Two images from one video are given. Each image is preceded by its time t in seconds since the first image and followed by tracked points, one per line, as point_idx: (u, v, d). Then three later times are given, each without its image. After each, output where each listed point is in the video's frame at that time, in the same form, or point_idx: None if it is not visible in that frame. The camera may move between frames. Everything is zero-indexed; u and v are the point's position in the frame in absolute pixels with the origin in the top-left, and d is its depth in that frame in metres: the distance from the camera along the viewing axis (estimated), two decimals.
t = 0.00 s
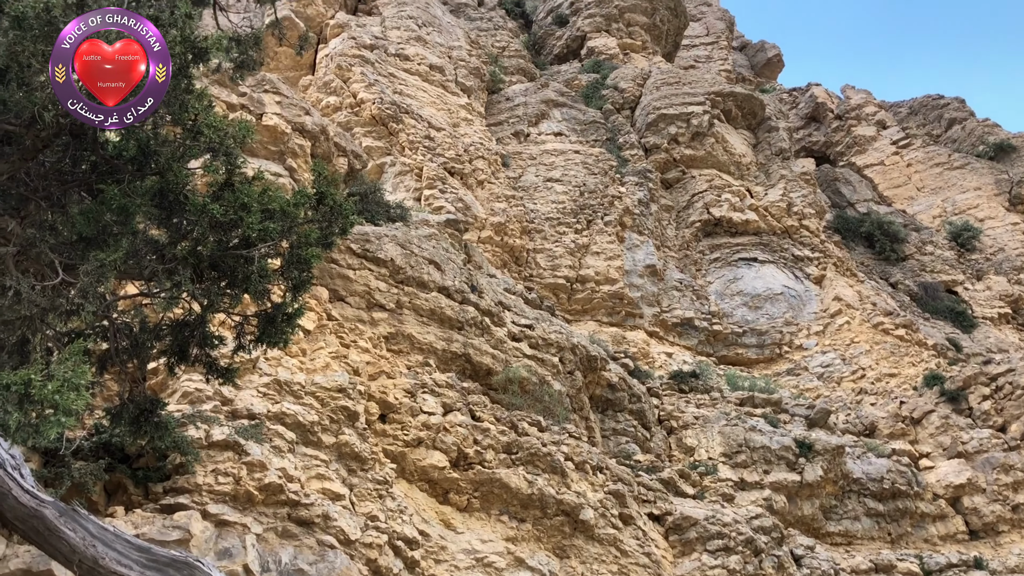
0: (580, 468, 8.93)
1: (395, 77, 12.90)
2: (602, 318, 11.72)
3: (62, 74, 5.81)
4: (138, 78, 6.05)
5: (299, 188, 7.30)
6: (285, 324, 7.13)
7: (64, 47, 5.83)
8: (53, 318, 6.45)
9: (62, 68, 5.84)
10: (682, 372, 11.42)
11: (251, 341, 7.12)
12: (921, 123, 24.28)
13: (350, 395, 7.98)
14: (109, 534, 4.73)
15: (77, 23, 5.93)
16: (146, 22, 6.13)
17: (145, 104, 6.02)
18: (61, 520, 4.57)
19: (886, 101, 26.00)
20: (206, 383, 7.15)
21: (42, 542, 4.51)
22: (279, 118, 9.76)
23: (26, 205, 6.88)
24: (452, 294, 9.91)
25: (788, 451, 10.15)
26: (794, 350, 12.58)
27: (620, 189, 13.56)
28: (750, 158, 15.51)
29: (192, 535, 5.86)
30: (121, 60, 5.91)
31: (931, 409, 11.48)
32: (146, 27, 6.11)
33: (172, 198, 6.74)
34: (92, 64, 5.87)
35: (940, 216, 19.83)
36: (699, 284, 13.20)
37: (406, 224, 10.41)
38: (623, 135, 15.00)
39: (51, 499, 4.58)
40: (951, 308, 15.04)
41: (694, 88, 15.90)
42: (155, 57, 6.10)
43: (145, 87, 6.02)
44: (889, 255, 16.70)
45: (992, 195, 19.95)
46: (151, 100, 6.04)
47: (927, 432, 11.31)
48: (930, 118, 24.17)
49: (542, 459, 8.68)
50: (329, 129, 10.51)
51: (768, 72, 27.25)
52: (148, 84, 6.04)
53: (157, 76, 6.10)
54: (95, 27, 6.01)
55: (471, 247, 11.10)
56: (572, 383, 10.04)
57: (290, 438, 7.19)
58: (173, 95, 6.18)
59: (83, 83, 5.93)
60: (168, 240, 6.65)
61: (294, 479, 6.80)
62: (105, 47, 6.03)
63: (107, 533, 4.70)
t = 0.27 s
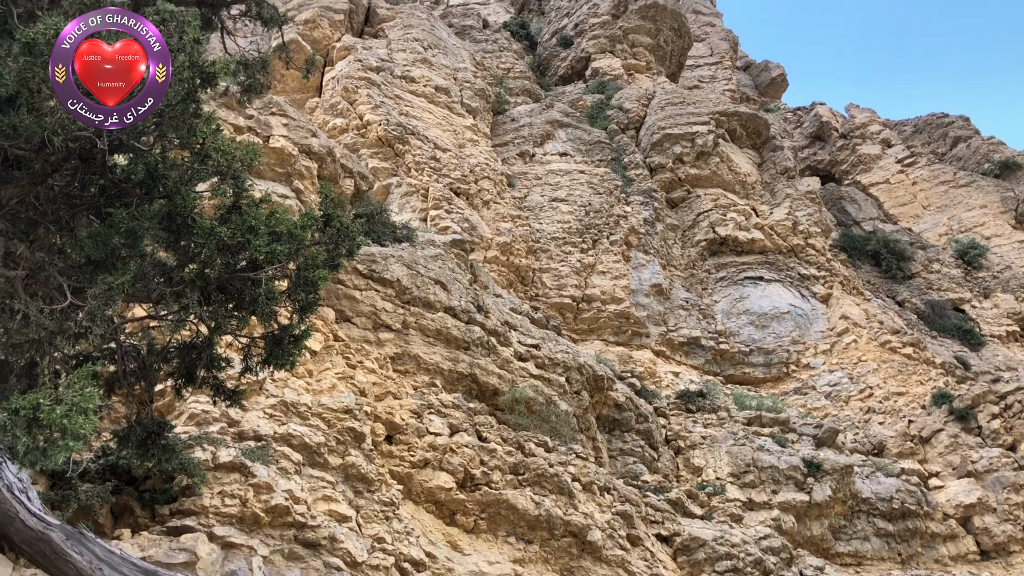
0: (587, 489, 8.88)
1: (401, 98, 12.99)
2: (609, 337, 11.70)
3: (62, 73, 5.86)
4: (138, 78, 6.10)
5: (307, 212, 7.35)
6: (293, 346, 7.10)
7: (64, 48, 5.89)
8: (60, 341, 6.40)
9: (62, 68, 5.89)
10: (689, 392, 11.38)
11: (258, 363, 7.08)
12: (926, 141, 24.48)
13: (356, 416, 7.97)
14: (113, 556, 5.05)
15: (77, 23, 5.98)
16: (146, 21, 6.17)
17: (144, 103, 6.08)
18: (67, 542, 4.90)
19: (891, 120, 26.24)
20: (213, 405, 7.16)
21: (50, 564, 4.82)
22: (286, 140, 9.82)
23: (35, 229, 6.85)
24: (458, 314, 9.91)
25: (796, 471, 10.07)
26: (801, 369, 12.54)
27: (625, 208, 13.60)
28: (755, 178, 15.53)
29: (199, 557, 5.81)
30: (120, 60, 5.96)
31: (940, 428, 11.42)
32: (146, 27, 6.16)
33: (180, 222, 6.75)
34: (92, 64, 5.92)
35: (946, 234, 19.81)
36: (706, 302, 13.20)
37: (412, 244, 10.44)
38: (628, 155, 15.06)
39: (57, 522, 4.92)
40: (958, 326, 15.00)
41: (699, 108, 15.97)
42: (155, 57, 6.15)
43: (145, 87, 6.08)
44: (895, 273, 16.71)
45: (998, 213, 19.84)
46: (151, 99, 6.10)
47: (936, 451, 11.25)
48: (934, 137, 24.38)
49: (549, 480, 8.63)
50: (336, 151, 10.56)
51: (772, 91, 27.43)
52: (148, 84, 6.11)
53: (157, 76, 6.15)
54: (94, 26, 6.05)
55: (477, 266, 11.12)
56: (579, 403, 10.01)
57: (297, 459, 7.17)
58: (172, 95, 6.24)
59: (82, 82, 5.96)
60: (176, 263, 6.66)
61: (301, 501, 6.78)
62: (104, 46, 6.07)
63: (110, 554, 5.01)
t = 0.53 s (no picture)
0: (592, 509, 8.83)
1: (404, 119, 13.07)
2: (613, 356, 11.69)
3: (62, 73, 6.01)
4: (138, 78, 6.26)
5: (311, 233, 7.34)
6: (298, 367, 7.07)
7: (64, 48, 6.05)
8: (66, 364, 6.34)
9: (63, 68, 6.05)
10: (694, 411, 11.35)
11: (262, 385, 7.05)
12: (928, 159, 24.57)
13: (360, 437, 7.94)
14: None
15: (78, 24, 6.15)
16: (146, 23, 6.32)
17: (144, 103, 6.22)
18: (71, 564, 4.87)
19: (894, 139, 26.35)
20: (218, 426, 7.12)
21: None
22: (291, 161, 9.87)
23: (42, 252, 6.81)
24: (462, 333, 9.89)
25: (802, 490, 10.00)
26: (806, 388, 12.50)
27: (628, 227, 13.63)
28: (758, 197, 15.57)
29: None
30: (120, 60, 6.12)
31: (947, 446, 11.35)
32: (146, 28, 6.33)
33: (185, 244, 6.73)
34: (92, 65, 6.08)
35: (950, 251, 19.82)
36: (710, 321, 13.20)
37: (416, 264, 10.46)
38: (631, 174, 15.12)
39: (62, 545, 4.90)
40: (964, 344, 14.98)
41: (701, 128, 16.05)
42: (155, 57, 6.30)
43: (145, 87, 6.24)
44: (899, 291, 16.72)
45: (1002, 230, 19.89)
46: (151, 99, 6.24)
47: (943, 470, 11.18)
48: (937, 155, 24.47)
49: (554, 500, 8.58)
50: (339, 172, 10.59)
51: (774, 110, 27.58)
52: (148, 84, 6.25)
53: (157, 76, 6.30)
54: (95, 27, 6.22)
55: (481, 286, 11.13)
56: (583, 423, 9.98)
57: (301, 480, 7.14)
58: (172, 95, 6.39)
59: (83, 83, 6.12)
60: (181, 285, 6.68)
61: (305, 522, 6.75)
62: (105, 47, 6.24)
63: None
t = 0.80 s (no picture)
0: (596, 530, 8.78)
1: (406, 140, 13.13)
2: (616, 376, 11.68)
3: (62, 74, 6.09)
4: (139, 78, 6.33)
5: (314, 255, 7.35)
6: (300, 390, 7.03)
7: (64, 49, 6.15)
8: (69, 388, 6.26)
9: (63, 69, 6.13)
10: (697, 431, 11.30)
11: (265, 408, 7.01)
12: (930, 177, 24.67)
13: (363, 459, 7.90)
14: None
15: (79, 26, 6.24)
16: (147, 24, 6.39)
17: (144, 103, 6.26)
18: None
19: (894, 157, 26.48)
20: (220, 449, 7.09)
21: None
22: (293, 183, 9.90)
23: (46, 276, 6.81)
24: (465, 353, 9.87)
25: (807, 510, 9.92)
26: (810, 406, 12.46)
27: (630, 246, 13.66)
28: (760, 215, 15.59)
29: None
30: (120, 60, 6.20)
31: (951, 464, 11.30)
32: (146, 28, 6.42)
33: (189, 267, 6.70)
34: (92, 65, 6.17)
35: (952, 269, 19.83)
36: (712, 340, 13.19)
37: (418, 284, 10.46)
38: (632, 194, 15.17)
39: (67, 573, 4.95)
40: (967, 362, 14.96)
41: (702, 147, 16.11)
42: (155, 57, 6.39)
43: (146, 87, 6.28)
44: (902, 309, 16.73)
45: (1004, 248, 19.94)
46: (151, 99, 6.29)
47: (949, 489, 11.13)
48: (938, 172, 24.55)
49: (557, 521, 8.53)
50: (342, 193, 10.61)
51: (774, 129, 27.71)
52: (148, 84, 6.30)
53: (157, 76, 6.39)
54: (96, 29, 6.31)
55: (484, 306, 11.14)
56: (587, 443, 9.94)
57: (303, 502, 7.10)
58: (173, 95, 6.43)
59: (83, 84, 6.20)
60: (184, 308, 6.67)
61: (308, 544, 6.71)
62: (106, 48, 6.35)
63: None
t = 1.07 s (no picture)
0: (599, 550, 8.72)
1: (407, 159, 13.18)
2: (618, 395, 11.63)
3: (64, 76, 6.28)
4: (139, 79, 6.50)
5: (316, 276, 7.34)
6: (302, 411, 6.97)
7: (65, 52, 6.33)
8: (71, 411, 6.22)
9: (65, 71, 6.31)
10: (700, 449, 11.26)
11: (267, 429, 6.97)
12: (930, 194, 24.74)
13: (364, 479, 7.85)
14: None
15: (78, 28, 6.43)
16: (144, 26, 6.59)
17: (144, 103, 6.46)
18: None
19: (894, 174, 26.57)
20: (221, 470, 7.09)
21: None
22: (295, 203, 9.92)
23: (48, 298, 6.77)
24: (466, 372, 9.85)
25: (811, 528, 9.83)
26: (813, 424, 12.41)
27: (631, 264, 13.68)
28: (761, 233, 15.61)
29: None
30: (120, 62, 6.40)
31: (956, 482, 11.28)
32: (145, 28, 6.58)
33: (190, 289, 6.74)
34: (93, 67, 6.36)
35: (954, 285, 19.82)
36: (714, 358, 13.17)
37: (419, 303, 10.46)
38: (633, 212, 15.21)
39: None
40: (970, 379, 14.93)
41: (703, 165, 16.18)
42: (154, 57, 6.55)
43: (146, 87, 6.45)
44: (904, 326, 16.72)
45: (1006, 264, 19.96)
46: (151, 99, 6.46)
47: (953, 507, 11.08)
48: (938, 189, 24.61)
49: (560, 542, 8.47)
50: (343, 213, 10.63)
51: (774, 146, 27.81)
52: (147, 85, 6.50)
53: (157, 76, 6.55)
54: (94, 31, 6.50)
55: (485, 324, 11.13)
56: (589, 462, 9.89)
57: (305, 523, 7.04)
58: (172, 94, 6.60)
59: (84, 85, 6.38)
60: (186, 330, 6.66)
61: (309, 566, 6.65)
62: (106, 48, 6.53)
63: None
